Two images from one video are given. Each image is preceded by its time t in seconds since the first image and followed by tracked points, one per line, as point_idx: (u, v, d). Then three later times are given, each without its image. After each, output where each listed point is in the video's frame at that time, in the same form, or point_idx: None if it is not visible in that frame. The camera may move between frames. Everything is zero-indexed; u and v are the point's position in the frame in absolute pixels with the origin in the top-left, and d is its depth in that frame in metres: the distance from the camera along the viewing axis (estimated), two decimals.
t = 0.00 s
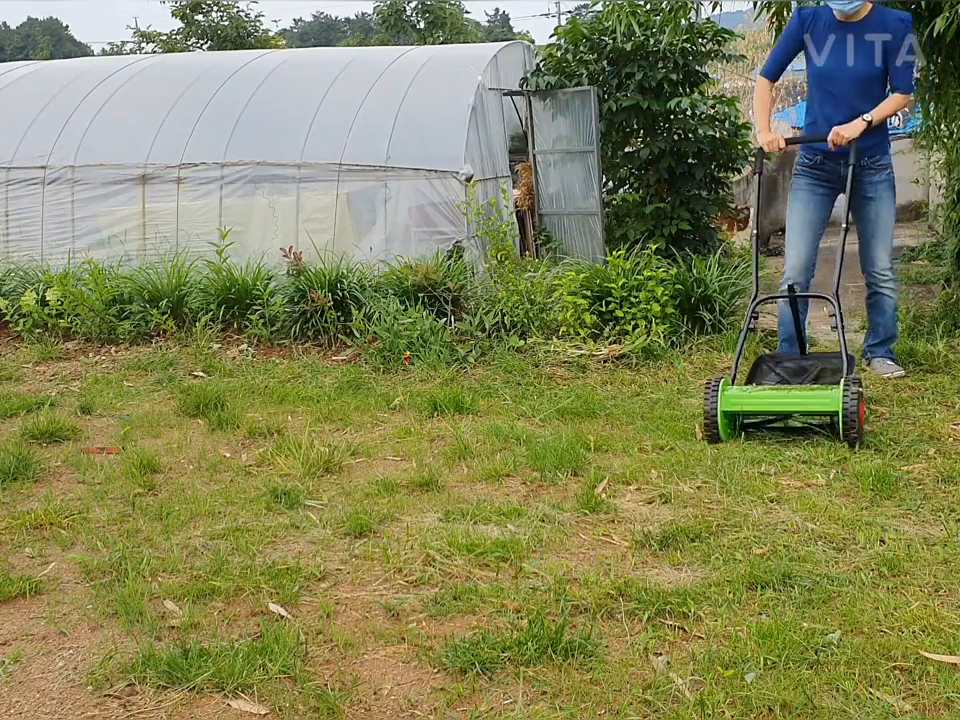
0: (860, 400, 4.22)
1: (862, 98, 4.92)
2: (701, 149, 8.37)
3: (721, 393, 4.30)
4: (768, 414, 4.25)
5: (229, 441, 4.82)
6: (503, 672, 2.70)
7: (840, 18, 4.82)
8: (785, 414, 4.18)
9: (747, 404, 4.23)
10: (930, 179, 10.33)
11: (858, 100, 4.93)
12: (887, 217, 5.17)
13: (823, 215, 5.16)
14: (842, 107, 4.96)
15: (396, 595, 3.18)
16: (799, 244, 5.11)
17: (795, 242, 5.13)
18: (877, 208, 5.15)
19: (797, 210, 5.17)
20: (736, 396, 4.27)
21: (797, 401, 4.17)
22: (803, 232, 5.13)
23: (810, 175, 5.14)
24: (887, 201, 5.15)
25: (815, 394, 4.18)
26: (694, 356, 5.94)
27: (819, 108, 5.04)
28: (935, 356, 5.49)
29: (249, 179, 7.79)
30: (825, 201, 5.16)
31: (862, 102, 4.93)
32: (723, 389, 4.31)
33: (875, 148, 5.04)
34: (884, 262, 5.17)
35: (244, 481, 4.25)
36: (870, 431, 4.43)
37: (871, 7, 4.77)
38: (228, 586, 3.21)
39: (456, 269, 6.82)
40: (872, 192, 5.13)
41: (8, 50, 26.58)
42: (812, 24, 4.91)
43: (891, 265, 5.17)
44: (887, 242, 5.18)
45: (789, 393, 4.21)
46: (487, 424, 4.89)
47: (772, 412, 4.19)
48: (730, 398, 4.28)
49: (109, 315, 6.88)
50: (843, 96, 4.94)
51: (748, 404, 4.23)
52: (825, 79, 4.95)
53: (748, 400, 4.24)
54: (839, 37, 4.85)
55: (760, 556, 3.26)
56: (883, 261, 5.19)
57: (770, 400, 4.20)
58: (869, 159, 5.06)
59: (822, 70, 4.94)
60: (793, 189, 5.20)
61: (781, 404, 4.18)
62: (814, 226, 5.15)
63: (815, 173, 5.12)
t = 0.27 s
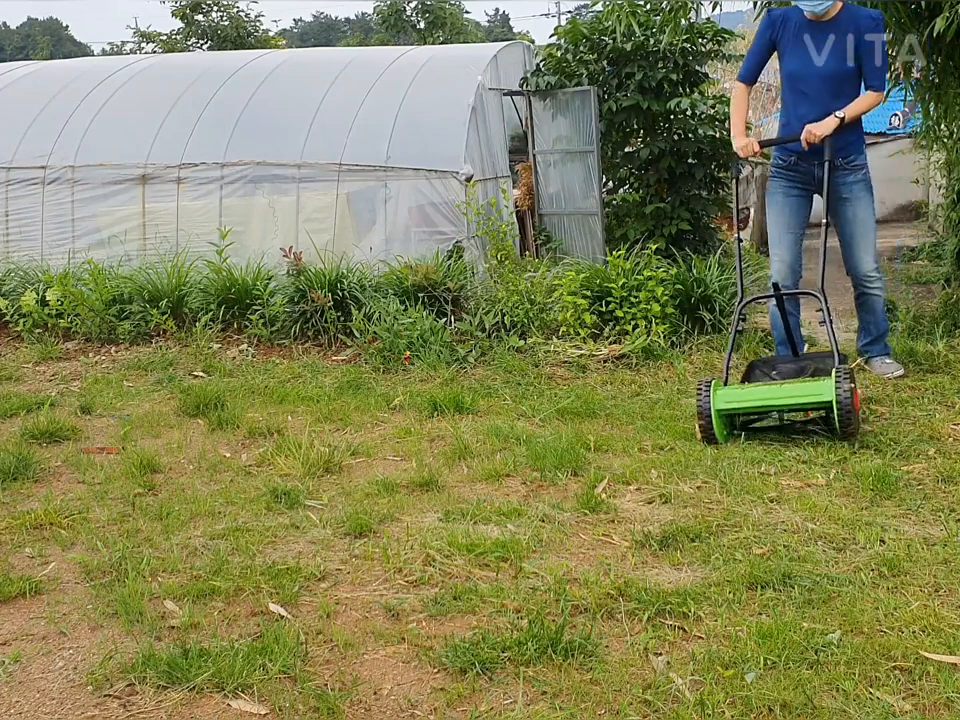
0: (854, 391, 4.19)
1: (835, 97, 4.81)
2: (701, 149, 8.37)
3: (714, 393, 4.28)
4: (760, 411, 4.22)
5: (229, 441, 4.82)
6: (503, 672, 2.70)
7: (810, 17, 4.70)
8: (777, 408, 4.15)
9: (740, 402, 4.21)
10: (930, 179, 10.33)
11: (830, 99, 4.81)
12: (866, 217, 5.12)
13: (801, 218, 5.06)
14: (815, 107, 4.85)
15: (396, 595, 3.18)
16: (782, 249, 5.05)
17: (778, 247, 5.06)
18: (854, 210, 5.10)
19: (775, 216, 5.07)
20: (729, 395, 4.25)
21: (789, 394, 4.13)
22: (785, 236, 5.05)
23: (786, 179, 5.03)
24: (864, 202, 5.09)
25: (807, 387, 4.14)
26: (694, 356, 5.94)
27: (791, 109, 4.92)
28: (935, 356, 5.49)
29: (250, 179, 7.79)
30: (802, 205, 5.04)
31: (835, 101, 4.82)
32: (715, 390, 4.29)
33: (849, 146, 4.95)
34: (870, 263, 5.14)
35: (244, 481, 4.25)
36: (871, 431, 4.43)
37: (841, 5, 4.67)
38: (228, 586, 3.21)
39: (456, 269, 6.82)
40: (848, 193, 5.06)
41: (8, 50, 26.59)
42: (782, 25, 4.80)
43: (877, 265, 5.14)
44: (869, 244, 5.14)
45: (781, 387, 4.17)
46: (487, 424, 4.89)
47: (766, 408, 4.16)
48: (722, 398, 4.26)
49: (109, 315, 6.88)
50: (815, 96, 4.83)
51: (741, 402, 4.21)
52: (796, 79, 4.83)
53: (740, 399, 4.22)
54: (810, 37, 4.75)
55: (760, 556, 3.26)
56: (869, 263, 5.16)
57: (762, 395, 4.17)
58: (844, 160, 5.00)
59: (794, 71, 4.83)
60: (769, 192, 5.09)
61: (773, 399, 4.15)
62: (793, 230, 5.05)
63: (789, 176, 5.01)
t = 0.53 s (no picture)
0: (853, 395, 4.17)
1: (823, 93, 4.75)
2: (701, 149, 8.37)
3: (711, 396, 4.25)
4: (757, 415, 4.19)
5: (229, 441, 4.82)
6: (503, 672, 2.70)
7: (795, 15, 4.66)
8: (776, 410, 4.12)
9: (738, 405, 4.18)
10: (930, 179, 10.33)
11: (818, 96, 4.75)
12: (851, 216, 4.98)
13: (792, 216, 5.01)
14: (805, 105, 4.78)
15: (396, 595, 3.18)
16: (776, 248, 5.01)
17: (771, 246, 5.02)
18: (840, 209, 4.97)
19: (767, 215, 5.04)
20: (726, 398, 4.21)
21: (789, 398, 4.10)
22: (779, 235, 5.02)
23: (773, 178, 4.99)
24: (850, 200, 4.97)
25: (807, 391, 4.12)
26: (694, 356, 5.94)
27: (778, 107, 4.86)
28: (935, 356, 5.49)
29: (250, 179, 7.79)
30: (792, 203, 5.01)
31: (825, 99, 4.76)
32: (713, 393, 4.26)
33: (838, 143, 4.86)
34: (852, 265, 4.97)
35: (244, 481, 4.25)
36: (871, 431, 4.43)
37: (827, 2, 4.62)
38: (228, 586, 3.21)
39: (456, 269, 6.82)
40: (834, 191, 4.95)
41: (8, 50, 26.61)
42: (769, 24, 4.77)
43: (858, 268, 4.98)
44: (854, 244, 4.99)
45: (781, 391, 4.14)
46: (487, 424, 4.89)
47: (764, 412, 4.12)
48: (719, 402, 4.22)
49: (109, 315, 6.88)
50: (803, 94, 4.78)
51: (739, 405, 4.17)
52: (783, 76, 4.79)
53: (738, 402, 4.18)
54: (797, 35, 4.71)
55: (760, 556, 3.26)
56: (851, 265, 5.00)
57: (761, 399, 4.14)
58: (832, 158, 4.89)
59: (783, 70, 4.79)
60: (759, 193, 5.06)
61: (773, 403, 4.11)
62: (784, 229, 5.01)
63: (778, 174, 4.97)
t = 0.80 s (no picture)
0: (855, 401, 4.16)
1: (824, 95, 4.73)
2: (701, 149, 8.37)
3: (712, 400, 4.21)
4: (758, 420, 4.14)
5: (229, 441, 4.82)
6: (503, 672, 2.70)
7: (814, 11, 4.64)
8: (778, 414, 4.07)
9: (739, 409, 4.13)
10: (930, 179, 10.33)
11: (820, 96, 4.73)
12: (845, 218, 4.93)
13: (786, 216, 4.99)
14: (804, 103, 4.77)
15: (396, 595, 3.18)
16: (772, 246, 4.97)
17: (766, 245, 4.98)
18: (833, 208, 4.92)
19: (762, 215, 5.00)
20: (727, 401, 4.17)
21: (791, 403, 4.07)
22: (774, 235, 4.98)
23: (767, 177, 4.96)
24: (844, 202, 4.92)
25: (809, 395, 4.09)
26: (694, 356, 5.94)
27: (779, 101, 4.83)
28: (935, 356, 5.49)
29: (250, 179, 7.79)
30: (786, 202, 4.98)
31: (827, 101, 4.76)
32: (713, 396, 4.22)
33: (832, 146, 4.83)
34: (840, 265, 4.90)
35: (244, 480, 4.25)
36: (871, 431, 4.43)
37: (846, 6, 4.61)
38: (228, 586, 3.21)
39: (456, 269, 6.82)
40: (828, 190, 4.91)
41: (8, 50, 26.60)
42: (787, 14, 4.70)
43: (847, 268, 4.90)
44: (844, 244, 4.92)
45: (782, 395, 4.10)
46: (487, 424, 4.89)
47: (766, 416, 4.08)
48: (721, 405, 4.17)
49: (109, 315, 6.88)
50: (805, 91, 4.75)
51: (740, 409, 4.13)
52: (789, 71, 4.76)
53: (740, 405, 4.14)
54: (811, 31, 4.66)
55: (760, 556, 3.26)
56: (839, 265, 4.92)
57: (763, 402, 4.10)
58: (825, 158, 4.86)
59: (790, 64, 4.75)
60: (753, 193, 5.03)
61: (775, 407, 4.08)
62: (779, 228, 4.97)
63: (772, 173, 4.93)
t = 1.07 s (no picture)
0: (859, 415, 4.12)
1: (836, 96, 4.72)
2: (701, 149, 8.37)
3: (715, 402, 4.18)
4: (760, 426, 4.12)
5: (229, 441, 4.82)
6: (503, 672, 2.70)
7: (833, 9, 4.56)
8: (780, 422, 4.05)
9: (742, 414, 4.11)
10: (930, 179, 10.33)
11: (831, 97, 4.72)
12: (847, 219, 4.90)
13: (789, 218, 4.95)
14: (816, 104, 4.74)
15: (396, 595, 3.18)
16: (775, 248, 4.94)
17: (771, 246, 4.95)
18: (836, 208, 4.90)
19: (764, 216, 4.96)
20: (731, 406, 4.14)
21: (795, 412, 4.04)
22: (778, 236, 4.95)
23: (771, 179, 4.92)
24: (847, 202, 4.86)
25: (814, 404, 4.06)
26: (694, 356, 5.94)
27: (790, 98, 4.78)
28: (935, 356, 5.49)
29: (250, 179, 7.79)
30: (788, 203, 4.96)
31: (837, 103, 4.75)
32: (717, 398, 4.19)
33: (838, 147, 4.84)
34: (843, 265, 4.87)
35: (244, 481, 4.25)
36: (871, 431, 4.43)
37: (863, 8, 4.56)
38: (228, 586, 3.21)
39: (456, 269, 6.82)
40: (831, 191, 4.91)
41: (8, 50, 26.60)
42: (804, 13, 4.60)
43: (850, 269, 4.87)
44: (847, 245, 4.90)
45: (787, 402, 4.08)
46: (487, 424, 4.89)
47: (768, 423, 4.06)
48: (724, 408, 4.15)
49: (109, 315, 6.88)
50: (817, 92, 4.71)
51: (742, 413, 4.11)
52: (803, 68, 4.69)
53: (743, 410, 4.11)
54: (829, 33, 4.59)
55: (760, 556, 3.26)
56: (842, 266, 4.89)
57: (767, 408, 4.07)
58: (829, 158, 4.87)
59: (803, 63, 4.69)
60: (756, 194, 4.98)
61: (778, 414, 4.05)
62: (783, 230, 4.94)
63: (777, 175, 4.90)
